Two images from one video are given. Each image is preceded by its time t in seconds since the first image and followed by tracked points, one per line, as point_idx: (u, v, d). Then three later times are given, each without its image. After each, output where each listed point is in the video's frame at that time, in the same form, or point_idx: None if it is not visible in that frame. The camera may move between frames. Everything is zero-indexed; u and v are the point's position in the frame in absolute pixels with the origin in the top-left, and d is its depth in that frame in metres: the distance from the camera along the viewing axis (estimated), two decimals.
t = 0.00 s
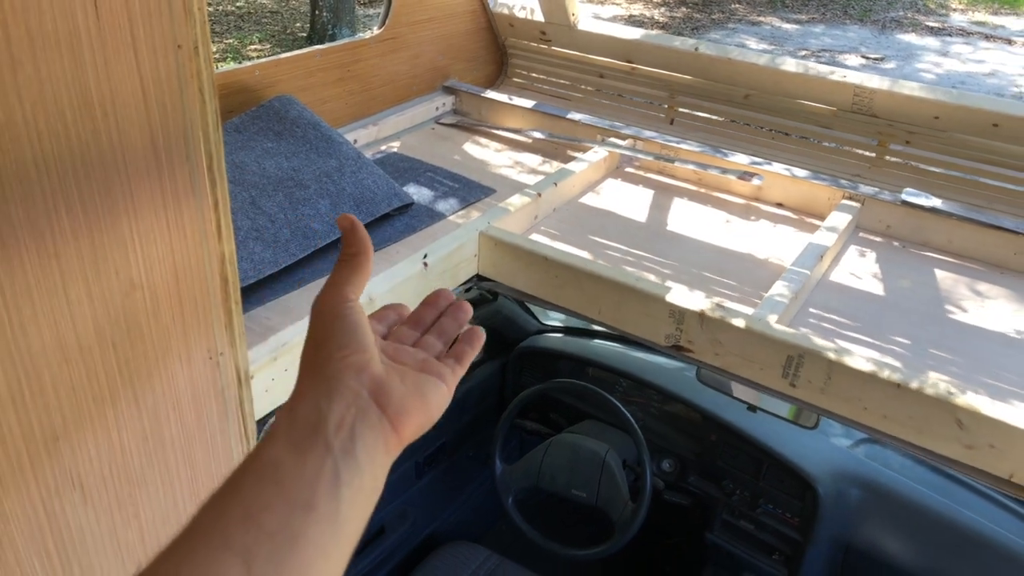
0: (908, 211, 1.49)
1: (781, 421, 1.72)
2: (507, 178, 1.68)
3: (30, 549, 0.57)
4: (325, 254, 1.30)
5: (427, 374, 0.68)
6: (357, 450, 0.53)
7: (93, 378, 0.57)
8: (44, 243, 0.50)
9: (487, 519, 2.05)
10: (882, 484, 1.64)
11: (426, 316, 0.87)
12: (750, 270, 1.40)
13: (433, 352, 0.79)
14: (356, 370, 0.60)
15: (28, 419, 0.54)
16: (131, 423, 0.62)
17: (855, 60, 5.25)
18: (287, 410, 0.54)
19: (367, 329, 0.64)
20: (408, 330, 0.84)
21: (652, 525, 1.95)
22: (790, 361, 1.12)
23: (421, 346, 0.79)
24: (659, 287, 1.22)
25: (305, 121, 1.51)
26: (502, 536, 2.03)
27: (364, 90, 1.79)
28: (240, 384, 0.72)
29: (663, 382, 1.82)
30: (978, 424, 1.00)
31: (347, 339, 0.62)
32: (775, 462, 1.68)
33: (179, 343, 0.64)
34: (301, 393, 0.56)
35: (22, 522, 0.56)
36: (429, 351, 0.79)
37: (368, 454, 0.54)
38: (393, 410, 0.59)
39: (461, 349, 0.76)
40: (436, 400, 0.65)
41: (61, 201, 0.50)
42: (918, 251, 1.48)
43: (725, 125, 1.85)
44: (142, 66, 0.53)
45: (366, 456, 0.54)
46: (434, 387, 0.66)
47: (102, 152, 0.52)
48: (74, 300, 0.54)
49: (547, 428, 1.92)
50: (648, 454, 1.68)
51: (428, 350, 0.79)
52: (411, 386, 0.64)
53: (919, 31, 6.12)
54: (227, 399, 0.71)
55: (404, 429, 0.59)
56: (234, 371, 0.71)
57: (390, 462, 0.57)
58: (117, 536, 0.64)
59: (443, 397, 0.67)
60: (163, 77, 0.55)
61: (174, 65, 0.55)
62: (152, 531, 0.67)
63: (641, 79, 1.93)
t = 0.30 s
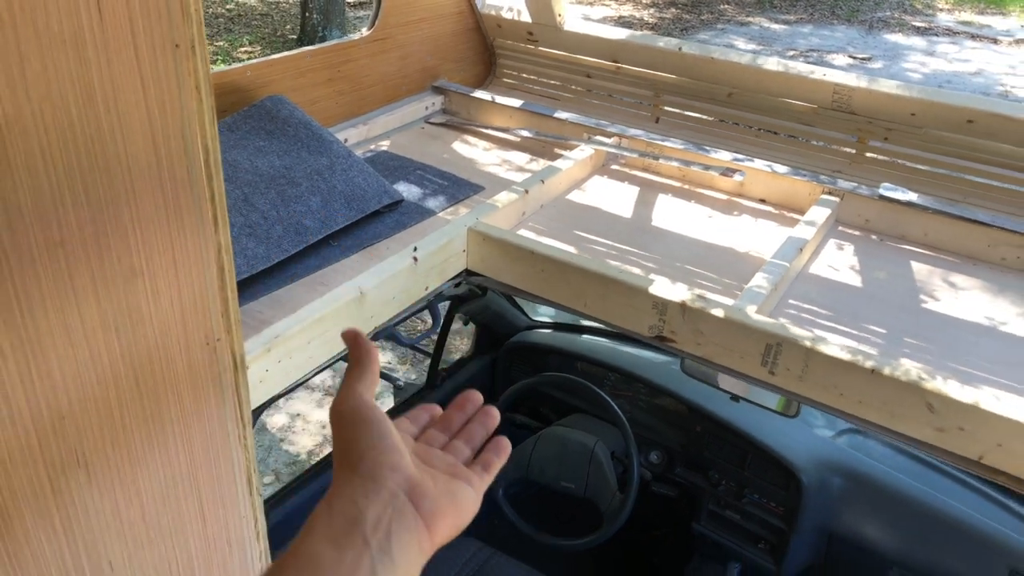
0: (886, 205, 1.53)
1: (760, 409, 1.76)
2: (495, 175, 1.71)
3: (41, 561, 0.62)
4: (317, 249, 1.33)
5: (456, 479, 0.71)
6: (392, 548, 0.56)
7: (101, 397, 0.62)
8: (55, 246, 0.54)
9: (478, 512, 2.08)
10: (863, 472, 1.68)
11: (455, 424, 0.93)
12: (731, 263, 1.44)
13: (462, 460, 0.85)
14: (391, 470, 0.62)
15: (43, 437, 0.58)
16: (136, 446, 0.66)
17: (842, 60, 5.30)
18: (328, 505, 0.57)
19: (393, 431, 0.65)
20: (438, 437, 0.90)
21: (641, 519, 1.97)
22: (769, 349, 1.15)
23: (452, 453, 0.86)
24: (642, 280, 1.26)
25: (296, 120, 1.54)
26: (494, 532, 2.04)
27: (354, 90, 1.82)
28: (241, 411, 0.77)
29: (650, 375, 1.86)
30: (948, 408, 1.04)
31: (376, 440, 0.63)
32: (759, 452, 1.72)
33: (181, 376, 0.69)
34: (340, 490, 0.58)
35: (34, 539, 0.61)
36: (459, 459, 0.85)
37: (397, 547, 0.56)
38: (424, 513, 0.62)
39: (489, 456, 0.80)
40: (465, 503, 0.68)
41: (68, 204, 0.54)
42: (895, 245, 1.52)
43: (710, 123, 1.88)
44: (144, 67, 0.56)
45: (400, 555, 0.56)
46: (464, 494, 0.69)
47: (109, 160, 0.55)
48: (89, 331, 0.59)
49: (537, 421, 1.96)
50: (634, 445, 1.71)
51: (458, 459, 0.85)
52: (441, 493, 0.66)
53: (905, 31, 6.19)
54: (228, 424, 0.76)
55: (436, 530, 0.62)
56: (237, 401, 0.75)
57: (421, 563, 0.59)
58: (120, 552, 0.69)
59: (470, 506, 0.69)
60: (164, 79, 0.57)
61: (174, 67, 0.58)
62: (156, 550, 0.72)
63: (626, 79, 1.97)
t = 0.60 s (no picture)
0: (860, 195, 1.59)
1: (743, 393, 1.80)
2: (483, 169, 1.76)
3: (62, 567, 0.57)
4: (310, 239, 1.37)
5: (521, 557, 0.66)
6: None
7: (115, 393, 0.56)
8: (66, 239, 0.49)
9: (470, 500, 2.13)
10: (842, 454, 1.73)
11: (524, 490, 0.78)
12: (711, 251, 1.49)
13: (531, 533, 0.73)
14: (451, 552, 0.60)
15: (54, 438, 0.53)
16: (154, 443, 0.61)
17: (831, 57, 5.36)
18: None
19: (449, 513, 0.62)
20: (505, 504, 0.76)
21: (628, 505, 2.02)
22: (744, 331, 1.21)
23: (518, 523, 0.73)
24: (624, 267, 1.31)
25: (289, 116, 1.59)
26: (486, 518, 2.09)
27: (346, 87, 1.86)
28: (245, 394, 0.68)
29: (636, 363, 1.90)
30: (913, 385, 1.09)
31: (434, 531, 0.60)
32: (743, 437, 1.76)
33: (185, 358, 0.61)
34: None
35: (54, 542, 0.56)
36: (526, 532, 0.72)
37: None
38: None
39: (556, 530, 0.71)
40: None
41: (75, 185, 0.48)
42: (870, 233, 1.57)
43: (693, 118, 1.93)
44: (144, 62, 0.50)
45: None
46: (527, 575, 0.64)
47: (114, 143, 0.50)
48: (96, 322, 0.53)
49: (526, 410, 2.02)
50: (621, 432, 1.77)
51: (526, 533, 0.72)
52: (506, 567, 0.63)
53: (894, 30, 6.26)
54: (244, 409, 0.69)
55: None
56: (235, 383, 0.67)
57: None
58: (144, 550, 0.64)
59: None
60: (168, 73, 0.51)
61: (175, 58, 0.52)
62: (184, 549, 0.68)
63: (611, 75, 2.02)
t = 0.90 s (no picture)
0: (832, 184, 1.63)
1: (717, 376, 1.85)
2: (466, 162, 1.80)
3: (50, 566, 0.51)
4: (294, 230, 1.41)
5: (569, 514, 0.64)
6: None
7: (100, 376, 0.50)
8: (52, 223, 0.44)
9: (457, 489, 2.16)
10: (819, 438, 1.77)
11: (577, 435, 0.75)
12: (687, 239, 1.53)
13: (585, 480, 0.71)
14: (485, 532, 0.58)
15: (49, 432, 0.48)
16: (141, 424, 0.54)
17: (818, 54, 5.41)
18: None
19: (475, 481, 0.62)
20: (560, 449, 0.73)
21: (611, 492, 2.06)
22: (716, 315, 1.24)
23: (573, 471, 0.71)
24: (601, 254, 1.35)
25: (274, 110, 1.62)
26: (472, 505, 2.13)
27: (330, 82, 1.89)
28: (231, 373, 0.61)
29: (620, 351, 1.93)
30: (876, 363, 1.13)
31: (464, 504, 0.60)
32: (723, 422, 1.79)
33: (171, 337, 0.54)
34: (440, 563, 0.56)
35: (37, 551, 0.50)
36: (581, 480, 0.70)
37: None
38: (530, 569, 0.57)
39: (615, 473, 0.69)
40: (579, 543, 0.62)
41: (62, 171, 0.43)
42: (842, 221, 1.62)
43: (673, 111, 1.97)
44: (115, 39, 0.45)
45: None
46: (575, 532, 0.62)
47: (98, 124, 0.44)
48: (82, 299, 0.47)
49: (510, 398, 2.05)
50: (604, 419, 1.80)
51: (581, 479, 0.70)
52: (549, 536, 0.61)
53: (880, 26, 6.32)
54: (230, 391, 0.62)
55: None
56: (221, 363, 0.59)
57: None
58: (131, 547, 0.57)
59: (590, 539, 0.63)
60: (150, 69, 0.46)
61: (156, 49, 0.47)
62: (171, 525, 0.60)
63: (593, 69, 2.05)
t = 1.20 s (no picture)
0: (806, 175, 1.66)
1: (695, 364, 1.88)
2: (447, 156, 1.82)
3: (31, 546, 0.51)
4: (276, 222, 1.43)
5: (589, 428, 0.59)
6: (522, 527, 0.47)
7: (78, 353, 0.50)
8: (30, 197, 0.45)
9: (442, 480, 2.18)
10: (796, 427, 1.79)
11: (587, 369, 0.70)
12: (663, 230, 1.56)
13: (601, 403, 0.65)
14: (502, 448, 0.53)
15: (26, 404, 0.48)
16: (119, 399, 0.54)
17: (804, 51, 5.45)
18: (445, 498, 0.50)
19: (491, 404, 0.58)
20: (571, 380, 0.68)
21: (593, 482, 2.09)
22: (688, 301, 1.27)
23: (588, 395, 0.65)
24: (577, 243, 1.37)
25: (255, 104, 1.64)
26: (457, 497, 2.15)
27: (313, 77, 1.91)
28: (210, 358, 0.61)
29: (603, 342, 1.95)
30: (843, 347, 1.16)
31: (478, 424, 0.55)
32: (702, 411, 1.82)
33: (148, 317, 0.54)
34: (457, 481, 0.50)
35: (18, 529, 0.50)
36: (598, 402, 0.64)
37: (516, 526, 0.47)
38: (553, 480, 0.52)
39: (629, 396, 0.65)
40: (601, 456, 0.56)
41: (39, 160, 0.44)
42: (815, 212, 1.65)
43: (651, 105, 2.00)
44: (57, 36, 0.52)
45: (532, 533, 0.48)
46: (597, 445, 0.57)
47: (75, 117, 0.45)
48: (60, 280, 0.47)
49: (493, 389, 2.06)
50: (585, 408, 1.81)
51: (596, 401, 0.65)
52: (570, 450, 0.55)
53: (865, 23, 6.36)
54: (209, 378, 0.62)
55: (570, 501, 0.52)
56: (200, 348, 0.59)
57: (560, 543, 0.50)
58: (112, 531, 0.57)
59: (611, 451, 0.58)
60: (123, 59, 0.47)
61: (129, 38, 0.47)
62: (150, 506, 0.60)
63: (573, 64, 2.08)
